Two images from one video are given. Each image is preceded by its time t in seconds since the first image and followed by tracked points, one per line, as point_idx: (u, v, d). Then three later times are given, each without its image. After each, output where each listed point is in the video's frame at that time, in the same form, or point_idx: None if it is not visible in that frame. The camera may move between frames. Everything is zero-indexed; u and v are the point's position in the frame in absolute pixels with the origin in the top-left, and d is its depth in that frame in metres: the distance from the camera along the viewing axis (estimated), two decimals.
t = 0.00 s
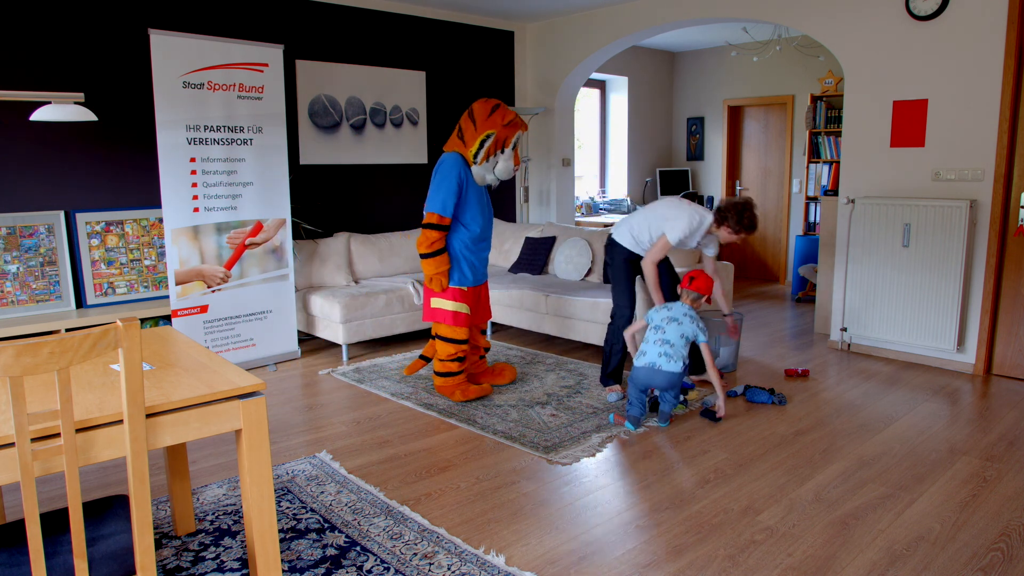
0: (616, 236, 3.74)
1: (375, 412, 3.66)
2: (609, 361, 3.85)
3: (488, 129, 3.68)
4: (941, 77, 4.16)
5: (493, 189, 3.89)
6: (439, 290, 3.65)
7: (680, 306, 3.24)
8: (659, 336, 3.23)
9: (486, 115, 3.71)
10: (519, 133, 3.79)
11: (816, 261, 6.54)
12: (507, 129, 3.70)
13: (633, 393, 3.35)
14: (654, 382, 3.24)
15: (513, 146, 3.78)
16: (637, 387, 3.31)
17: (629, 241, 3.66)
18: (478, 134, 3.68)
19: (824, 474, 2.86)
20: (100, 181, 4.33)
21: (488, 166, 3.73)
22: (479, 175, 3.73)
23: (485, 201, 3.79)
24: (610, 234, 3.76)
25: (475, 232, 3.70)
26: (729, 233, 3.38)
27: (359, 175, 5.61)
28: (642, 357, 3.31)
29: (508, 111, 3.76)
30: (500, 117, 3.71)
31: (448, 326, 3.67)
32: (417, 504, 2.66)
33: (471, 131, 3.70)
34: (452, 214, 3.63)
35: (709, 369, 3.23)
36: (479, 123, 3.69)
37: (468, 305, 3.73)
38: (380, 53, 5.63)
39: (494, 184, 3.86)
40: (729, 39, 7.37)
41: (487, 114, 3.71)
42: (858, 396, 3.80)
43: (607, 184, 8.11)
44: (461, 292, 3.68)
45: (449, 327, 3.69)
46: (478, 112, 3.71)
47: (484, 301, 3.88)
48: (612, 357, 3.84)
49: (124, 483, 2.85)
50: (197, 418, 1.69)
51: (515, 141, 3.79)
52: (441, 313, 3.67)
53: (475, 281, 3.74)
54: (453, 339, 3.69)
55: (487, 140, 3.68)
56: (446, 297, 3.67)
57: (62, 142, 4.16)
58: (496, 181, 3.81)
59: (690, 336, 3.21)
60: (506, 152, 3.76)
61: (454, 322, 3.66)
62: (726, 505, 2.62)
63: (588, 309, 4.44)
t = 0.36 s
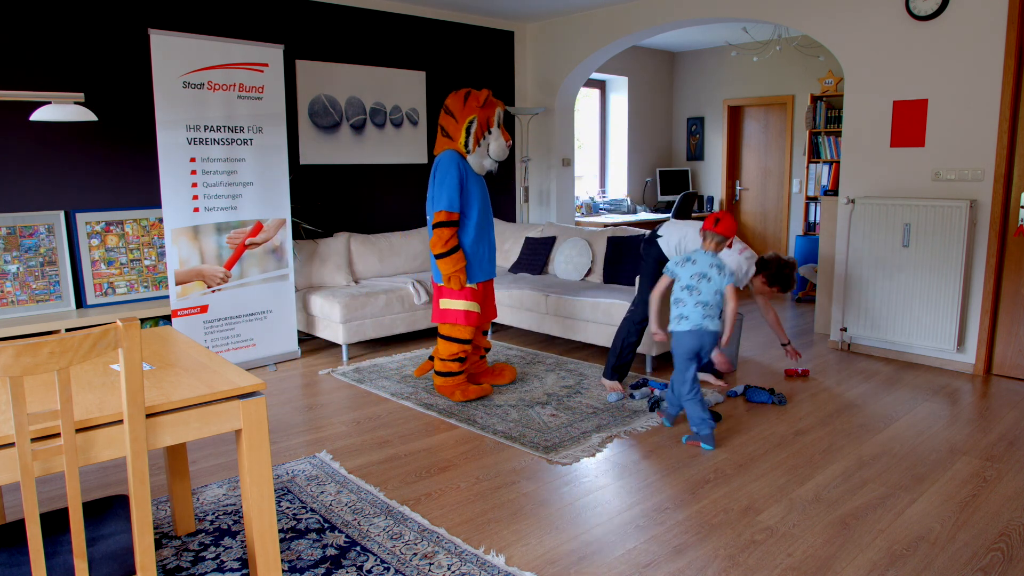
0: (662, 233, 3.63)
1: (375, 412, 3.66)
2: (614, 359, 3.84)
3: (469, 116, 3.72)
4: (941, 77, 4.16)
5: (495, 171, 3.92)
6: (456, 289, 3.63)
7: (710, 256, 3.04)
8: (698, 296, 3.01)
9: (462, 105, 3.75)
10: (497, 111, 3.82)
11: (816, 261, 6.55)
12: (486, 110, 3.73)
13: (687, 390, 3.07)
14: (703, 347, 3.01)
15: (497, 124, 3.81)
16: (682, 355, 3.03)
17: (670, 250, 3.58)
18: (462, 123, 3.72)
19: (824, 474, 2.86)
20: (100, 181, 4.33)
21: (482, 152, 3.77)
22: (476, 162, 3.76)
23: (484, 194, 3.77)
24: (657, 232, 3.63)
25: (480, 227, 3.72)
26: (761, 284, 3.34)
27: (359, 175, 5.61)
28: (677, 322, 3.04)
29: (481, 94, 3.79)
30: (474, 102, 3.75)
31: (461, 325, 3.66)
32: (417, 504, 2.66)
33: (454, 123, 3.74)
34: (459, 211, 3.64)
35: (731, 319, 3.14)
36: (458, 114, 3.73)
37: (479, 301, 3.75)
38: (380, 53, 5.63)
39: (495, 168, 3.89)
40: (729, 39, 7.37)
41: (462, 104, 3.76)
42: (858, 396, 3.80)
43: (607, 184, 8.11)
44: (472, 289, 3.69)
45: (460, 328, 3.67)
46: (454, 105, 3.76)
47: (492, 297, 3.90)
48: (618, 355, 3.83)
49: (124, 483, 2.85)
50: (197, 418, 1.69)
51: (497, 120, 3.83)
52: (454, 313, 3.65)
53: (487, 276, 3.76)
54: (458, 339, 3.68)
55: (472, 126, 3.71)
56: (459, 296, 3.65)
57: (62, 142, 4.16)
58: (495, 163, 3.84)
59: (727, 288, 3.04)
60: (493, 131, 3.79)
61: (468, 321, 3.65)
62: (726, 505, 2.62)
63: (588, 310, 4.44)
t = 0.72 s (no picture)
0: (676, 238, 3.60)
1: (375, 412, 3.66)
2: (615, 358, 3.85)
3: (455, 113, 3.72)
4: (941, 77, 4.16)
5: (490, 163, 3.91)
6: (458, 291, 3.63)
7: (772, 245, 2.93)
8: (764, 288, 2.91)
9: (445, 106, 3.77)
10: (480, 104, 3.82)
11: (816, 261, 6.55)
12: (469, 105, 3.73)
13: (786, 395, 3.04)
14: (762, 338, 2.94)
15: (482, 117, 3.80)
16: (743, 349, 2.92)
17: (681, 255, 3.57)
18: (449, 122, 3.72)
19: (824, 474, 2.86)
20: (100, 180, 4.33)
21: (475, 146, 3.76)
22: (471, 159, 3.76)
23: (483, 194, 3.77)
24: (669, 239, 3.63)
25: (480, 227, 3.73)
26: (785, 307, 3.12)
27: (359, 175, 5.61)
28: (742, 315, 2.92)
29: (460, 91, 3.80)
30: (457, 100, 3.76)
31: (461, 325, 3.66)
32: (417, 504, 2.66)
33: (442, 123, 3.75)
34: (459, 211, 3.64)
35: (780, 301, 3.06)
36: (443, 115, 3.75)
37: (480, 301, 3.75)
38: (380, 53, 5.63)
39: (490, 159, 3.88)
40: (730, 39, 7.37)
41: (444, 105, 3.78)
42: (858, 396, 3.80)
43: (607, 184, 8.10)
44: (472, 289, 3.70)
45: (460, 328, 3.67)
46: (438, 109, 3.78)
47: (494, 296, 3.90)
48: (621, 355, 3.84)
49: (124, 483, 2.85)
50: (197, 418, 1.69)
51: (480, 112, 3.82)
52: (454, 313, 3.66)
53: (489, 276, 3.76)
54: (458, 339, 3.68)
55: (459, 122, 3.71)
56: (458, 297, 3.65)
57: (62, 142, 4.16)
58: (489, 155, 3.83)
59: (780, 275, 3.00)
60: (480, 124, 3.78)
61: (467, 321, 3.65)
62: (726, 505, 2.62)
63: (588, 310, 4.44)
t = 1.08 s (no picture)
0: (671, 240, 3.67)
1: (375, 412, 3.66)
2: (615, 358, 3.85)
3: (453, 116, 3.73)
4: (941, 77, 4.16)
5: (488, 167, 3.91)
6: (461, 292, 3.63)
7: (811, 243, 2.89)
8: (807, 288, 2.86)
9: (444, 107, 3.77)
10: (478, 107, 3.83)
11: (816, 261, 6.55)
12: (467, 108, 3.74)
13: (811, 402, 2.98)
14: (804, 342, 2.89)
15: (480, 120, 3.80)
16: (785, 352, 2.87)
17: (676, 257, 3.62)
18: (447, 124, 3.74)
19: (824, 474, 2.86)
20: (100, 180, 4.33)
21: (473, 149, 3.77)
22: (468, 162, 3.76)
23: (482, 194, 3.77)
24: (666, 240, 3.67)
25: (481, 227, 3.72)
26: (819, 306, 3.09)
27: (359, 175, 5.61)
28: (785, 318, 2.87)
29: (458, 93, 3.80)
30: (455, 102, 3.77)
31: (462, 325, 3.65)
32: (417, 504, 2.66)
33: (440, 125, 3.76)
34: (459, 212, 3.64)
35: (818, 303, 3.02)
36: (441, 118, 3.76)
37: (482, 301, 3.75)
38: (381, 53, 5.63)
39: (489, 163, 3.88)
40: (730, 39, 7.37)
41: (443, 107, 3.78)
42: (858, 396, 3.80)
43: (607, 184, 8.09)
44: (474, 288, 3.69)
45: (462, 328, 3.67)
46: (437, 110, 3.78)
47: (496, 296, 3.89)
48: (622, 354, 3.83)
49: (124, 483, 2.86)
50: (198, 418, 1.69)
51: (479, 115, 3.83)
52: (455, 313, 3.65)
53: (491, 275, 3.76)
54: (458, 339, 3.68)
55: (456, 125, 3.72)
56: (460, 296, 3.64)
57: (61, 142, 4.16)
58: (487, 159, 3.83)
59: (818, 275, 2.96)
60: (478, 128, 3.79)
61: (470, 321, 3.65)
62: (726, 505, 2.61)
63: (588, 310, 4.44)
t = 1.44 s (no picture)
0: (658, 239, 3.70)
1: (375, 412, 3.66)
2: (614, 358, 3.85)
3: (465, 121, 3.72)
4: (941, 76, 4.16)
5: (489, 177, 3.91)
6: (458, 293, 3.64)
7: (812, 247, 2.89)
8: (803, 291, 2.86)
9: (458, 110, 3.76)
10: (493, 116, 3.83)
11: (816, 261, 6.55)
12: (482, 116, 3.73)
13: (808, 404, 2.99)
14: (799, 343, 2.89)
15: (492, 130, 3.81)
16: (779, 353, 2.88)
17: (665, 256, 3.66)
18: (457, 128, 3.72)
19: (824, 474, 2.86)
20: (100, 181, 4.33)
21: (478, 156, 3.76)
22: (471, 167, 3.75)
23: (481, 196, 3.78)
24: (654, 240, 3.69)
25: (479, 229, 3.72)
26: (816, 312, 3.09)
27: (359, 175, 5.61)
28: (780, 320, 2.88)
29: (475, 97, 3.80)
30: (470, 106, 3.76)
31: (462, 325, 3.66)
32: (417, 504, 2.66)
33: (451, 127, 3.75)
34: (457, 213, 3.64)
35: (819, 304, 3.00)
36: (454, 119, 3.74)
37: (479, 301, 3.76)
38: (381, 53, 5.63)
39: (490, 171, 3.88)
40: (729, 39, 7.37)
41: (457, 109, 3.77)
42: (859, 396, 3.80)
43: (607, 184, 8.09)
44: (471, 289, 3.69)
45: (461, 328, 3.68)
46: (450, 110, 3.77)
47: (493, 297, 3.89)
48: (620, 353, 3.83)
49: (124, 483, 2.86)
50: (197, 418, 1.69)
51: (492, 124, 3.83)
52: (451, 313, 3.65)
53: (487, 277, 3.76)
54: (458, 339, 3.69)
55: (468, 130, 3.72)
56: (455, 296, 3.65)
57: (61, 142, 4.16)
58: (490, 168, 3.83)
59: (817, 279, 2.96)
60: (489, 137, 3.78)
61: (466, 321, 3.66)
62: (726, 505, 2.61)
63: (588, 310, 4.44)
